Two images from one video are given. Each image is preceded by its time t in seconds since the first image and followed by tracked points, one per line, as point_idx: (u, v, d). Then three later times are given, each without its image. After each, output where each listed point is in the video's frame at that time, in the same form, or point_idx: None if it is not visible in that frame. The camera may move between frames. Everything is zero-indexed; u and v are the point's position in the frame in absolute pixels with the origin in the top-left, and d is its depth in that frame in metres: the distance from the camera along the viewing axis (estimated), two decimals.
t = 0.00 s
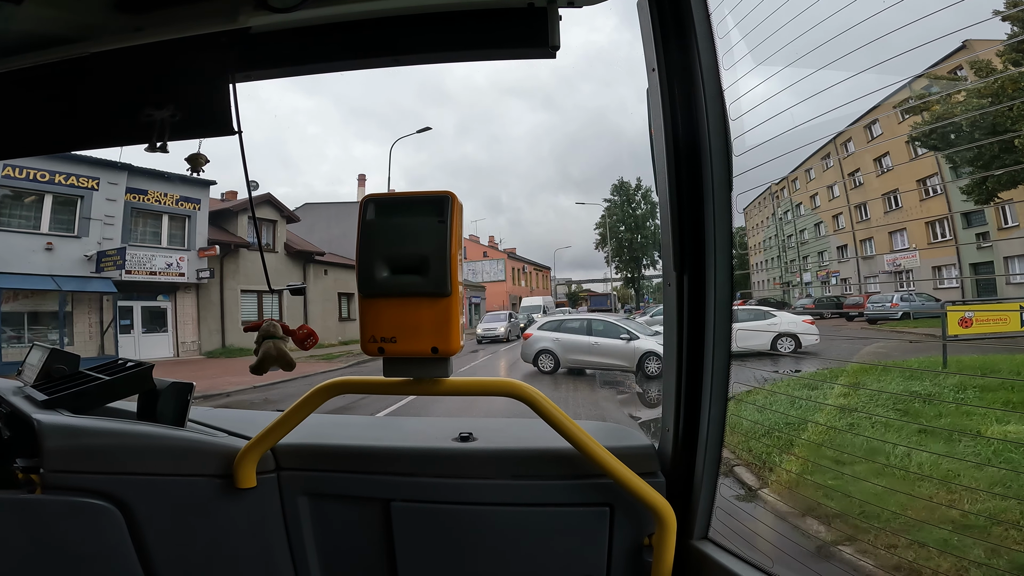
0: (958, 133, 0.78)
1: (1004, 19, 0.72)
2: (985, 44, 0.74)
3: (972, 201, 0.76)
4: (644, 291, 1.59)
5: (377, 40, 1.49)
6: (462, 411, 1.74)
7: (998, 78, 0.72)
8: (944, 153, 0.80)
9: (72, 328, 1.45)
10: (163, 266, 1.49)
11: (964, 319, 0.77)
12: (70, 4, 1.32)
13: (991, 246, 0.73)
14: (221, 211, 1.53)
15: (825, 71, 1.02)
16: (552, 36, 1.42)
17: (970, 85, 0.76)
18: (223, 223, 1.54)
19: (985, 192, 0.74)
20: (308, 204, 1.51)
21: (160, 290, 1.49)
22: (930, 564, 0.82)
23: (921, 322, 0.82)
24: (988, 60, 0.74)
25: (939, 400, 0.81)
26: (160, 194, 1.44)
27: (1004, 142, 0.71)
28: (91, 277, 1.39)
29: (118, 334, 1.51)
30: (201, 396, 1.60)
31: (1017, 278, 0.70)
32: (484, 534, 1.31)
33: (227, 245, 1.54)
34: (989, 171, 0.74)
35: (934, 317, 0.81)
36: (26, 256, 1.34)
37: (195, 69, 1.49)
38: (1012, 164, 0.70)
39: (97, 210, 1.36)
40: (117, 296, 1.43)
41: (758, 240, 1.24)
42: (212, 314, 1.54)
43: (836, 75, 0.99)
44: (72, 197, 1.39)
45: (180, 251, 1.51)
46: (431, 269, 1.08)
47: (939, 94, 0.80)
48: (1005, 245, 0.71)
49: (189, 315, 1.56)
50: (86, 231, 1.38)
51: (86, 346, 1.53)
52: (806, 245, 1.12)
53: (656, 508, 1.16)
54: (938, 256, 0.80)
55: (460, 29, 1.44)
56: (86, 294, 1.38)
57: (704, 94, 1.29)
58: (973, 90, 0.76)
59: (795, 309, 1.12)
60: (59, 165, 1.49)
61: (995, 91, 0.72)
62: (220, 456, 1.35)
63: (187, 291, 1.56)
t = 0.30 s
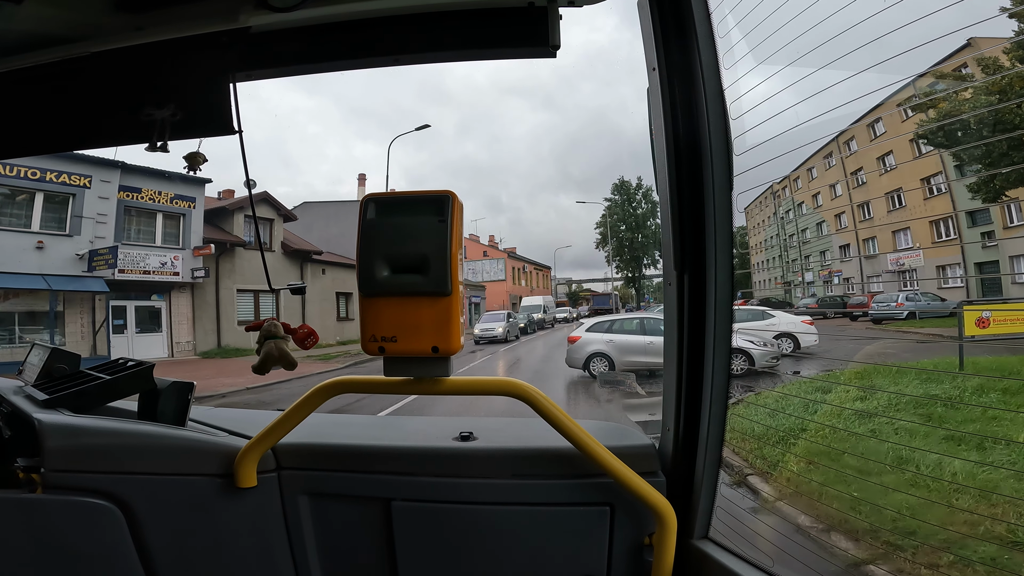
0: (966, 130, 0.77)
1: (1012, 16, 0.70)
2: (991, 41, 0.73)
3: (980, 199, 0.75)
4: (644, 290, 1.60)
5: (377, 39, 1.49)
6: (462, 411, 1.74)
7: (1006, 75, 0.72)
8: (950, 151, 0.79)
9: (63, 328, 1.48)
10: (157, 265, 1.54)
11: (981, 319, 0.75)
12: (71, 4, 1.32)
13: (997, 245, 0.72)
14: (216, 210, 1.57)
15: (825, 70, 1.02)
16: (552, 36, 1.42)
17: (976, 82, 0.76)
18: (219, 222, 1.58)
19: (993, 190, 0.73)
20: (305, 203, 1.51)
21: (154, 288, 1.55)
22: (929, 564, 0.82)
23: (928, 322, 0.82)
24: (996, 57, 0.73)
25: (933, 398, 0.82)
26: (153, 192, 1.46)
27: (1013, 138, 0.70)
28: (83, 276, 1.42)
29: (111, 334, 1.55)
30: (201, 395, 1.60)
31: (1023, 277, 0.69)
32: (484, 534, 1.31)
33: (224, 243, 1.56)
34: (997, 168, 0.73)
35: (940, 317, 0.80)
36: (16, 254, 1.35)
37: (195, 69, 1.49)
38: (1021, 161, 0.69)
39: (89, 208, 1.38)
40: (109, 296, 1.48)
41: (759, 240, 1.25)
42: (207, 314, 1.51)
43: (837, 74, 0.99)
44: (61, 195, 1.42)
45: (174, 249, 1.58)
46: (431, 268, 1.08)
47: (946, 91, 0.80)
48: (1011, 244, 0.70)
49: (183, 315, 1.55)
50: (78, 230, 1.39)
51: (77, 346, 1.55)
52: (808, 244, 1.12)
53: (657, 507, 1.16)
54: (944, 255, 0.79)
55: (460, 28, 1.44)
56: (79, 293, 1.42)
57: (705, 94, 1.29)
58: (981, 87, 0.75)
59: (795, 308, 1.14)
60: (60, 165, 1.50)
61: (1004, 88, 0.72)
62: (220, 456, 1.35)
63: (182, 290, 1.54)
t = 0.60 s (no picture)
0: (976, 128, 0.76)
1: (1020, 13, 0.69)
2: (997, 39, 0.72)
3: (990, 196, 0.74)
4: (645, 290, 1.59)
5: (377, 39, 1.49)
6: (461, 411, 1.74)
7: (1017, 71, 0.71)
8: (957, 150, 0.79)
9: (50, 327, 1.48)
10: (148, 264, 1.52)
11: (1006, 320, 0.72)
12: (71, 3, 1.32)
13: (1004, 244, 0.72)
14: (208, 209, 1.54)
15: (826, 70, 1.02)
16: (552, 35, 1.43)
17: (985, 79, 0.74)
18: (213, 221, 1.56)
19: (1004, 187, 0.72)
20: (302, 202, 1.51)
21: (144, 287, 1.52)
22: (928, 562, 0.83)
23: (935, 322, 0.80)
24: (1004, 53, 0.72)
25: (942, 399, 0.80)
26: (145, 190, 1.44)
27: None
28: (72, 275, 1.39)
29: (101, 334, 1.54)
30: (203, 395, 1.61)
31: None
32: (484, 533, 1.31)
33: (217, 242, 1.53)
34: (1008, 165, 0.72)
35: (947, 317, 0.79)
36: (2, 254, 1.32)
37: (195, 68, 1.49)
38: None
39: (79, 206, 1.36)
40: (99, 295, 1.45)
41: (762, 238, 1.25)
42: (201, 313, 1.60)
43: (837, 74, 0.99)
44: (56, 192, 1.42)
45: (166, 248, 1.54)
46: (431, 268, 1.08)
47: (954, 88, 0.78)
48: (1018, 243, 0.70)
49: (176, 314, 1.64)
50: (66, 228, 1.35)
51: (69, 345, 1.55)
52: (811, 244, 1.12)
53: (657, 506, 1.17)
54: (949, 254, 0.79)
55: (460, 28, 1.44)
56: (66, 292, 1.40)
57: (705, 93, 1.29)
58: (990, 83, 0.73)
59: (798, 309, 1.14)
60: (61, 165, 1.50)
61: (1014, 83, 0.71)
62: (220, 455, 1.35)
63: (174, 292, 1.62)
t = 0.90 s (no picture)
0: (990, 125, 0.73)
1: None
2: (1006, 35, 0.70)
3: (1003, 194, 0.72)
4: (645, 289, 1.57)
5: (377, 39, 1.49)
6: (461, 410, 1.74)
7: None
8: (965, 146, 0.77)
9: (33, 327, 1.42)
10: (136, 263, 1.48)
11: None
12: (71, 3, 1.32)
13: (1012, 243, 0.70)
14: (202, 207, 1.53)
15: (827, 70, 1.02)
16: (553, 35, 1.43)
17: (999, 75, 0.72)
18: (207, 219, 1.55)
19: (1017, 185, 0.70)
20: (300, 201, 1.49)
21: (133, 287, 1.48)
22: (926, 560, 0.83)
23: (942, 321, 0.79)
24: (1017, 49, 0.69)
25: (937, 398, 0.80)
26: (132, 188, 1.45)
27: None
28: (57, 274, 1.36)
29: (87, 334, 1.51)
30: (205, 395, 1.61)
31: None
32: (485, 532, 1.31)
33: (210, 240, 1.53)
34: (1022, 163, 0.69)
35: (956, 317, 0.77)
36: None
37: (196, 69, 1.49)
38: None
39: (65, 204, 1.35)
40: (84, 293, 1.41)
41: (763, 238, 1.23)
42: (192, 313, 1.49)
43: (838, 74, 0.99)
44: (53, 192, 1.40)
45: (155, 246, 1.51)
46: (432, 268, 1.08)
47: (965, 85, 0.76)
48: None
49: (166, 314, 1.54)
50: (50, 226, 1.33)
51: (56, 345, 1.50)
52: (814, 243, 1.09)
53: (659, 505, 1.17)
54: (957, 254, 0.76)
55: (460, 28, 1.44)
56: (51, 291, 1.36)
57: (705, 94, 1.30)
58: (1003, 79, 0.71)
59: (807, 303, 1.09)
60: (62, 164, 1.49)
61: None
62: (222, 455, 1.35)
63: (165, 289, 1.51)
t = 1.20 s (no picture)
0: (1004, 120, 0.71)
1: None
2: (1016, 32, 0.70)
3: (1015, 191, 0.70)
4: (646, 290, 1.55)
5: (377, 40, 1.49)
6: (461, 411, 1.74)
7: None
8: (974, 144, 0.75)
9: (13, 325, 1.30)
10: (120, 261, 1.37)
11: None
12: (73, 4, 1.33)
13: (1022, 242, 0.68)
14: (189, 203, 1.44)
15: (828, 70, 1.02)
16: (553, 36, 1.43)
17: (1013, 70, 0.71)
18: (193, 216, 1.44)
19: None
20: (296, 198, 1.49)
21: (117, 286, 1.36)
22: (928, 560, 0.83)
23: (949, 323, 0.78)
24: None
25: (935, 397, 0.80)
26: (116, 183, 1.42)
27: None
28: (36, 272, 1.29)
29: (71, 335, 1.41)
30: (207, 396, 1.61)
31: None
32: (487, 532, 1.31)
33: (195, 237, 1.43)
34: None
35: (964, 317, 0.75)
36: None
37: (197, 70, 1.50)
38: None
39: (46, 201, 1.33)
40: (64, 293, 1.32)
41: (764, 238, 1.23)
42: (179, 313, 1.42)
43: (839, 73, 0.99)
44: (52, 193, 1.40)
45: (141, 244, 1.40)
46: (433, 269, 1.08)
47: (977, 81, 0.75)
48: None
49: (152, 315, 1.42)
50: (29, 223, 1.28)
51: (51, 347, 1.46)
52: (817, 242, 1.08)
53: (660, 505, 1.17)
54: (966, 252, 0.75)
55: (460, 28, 1.45)
56: (30, 290, 1.27)
57: (707, 95, 1.30)
58: (1018, 74, 0.70)
59: (811, 306, 1.07)
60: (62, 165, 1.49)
61: None
62: (225, 456, 1.35)
63: (150, 289, 1.39)
